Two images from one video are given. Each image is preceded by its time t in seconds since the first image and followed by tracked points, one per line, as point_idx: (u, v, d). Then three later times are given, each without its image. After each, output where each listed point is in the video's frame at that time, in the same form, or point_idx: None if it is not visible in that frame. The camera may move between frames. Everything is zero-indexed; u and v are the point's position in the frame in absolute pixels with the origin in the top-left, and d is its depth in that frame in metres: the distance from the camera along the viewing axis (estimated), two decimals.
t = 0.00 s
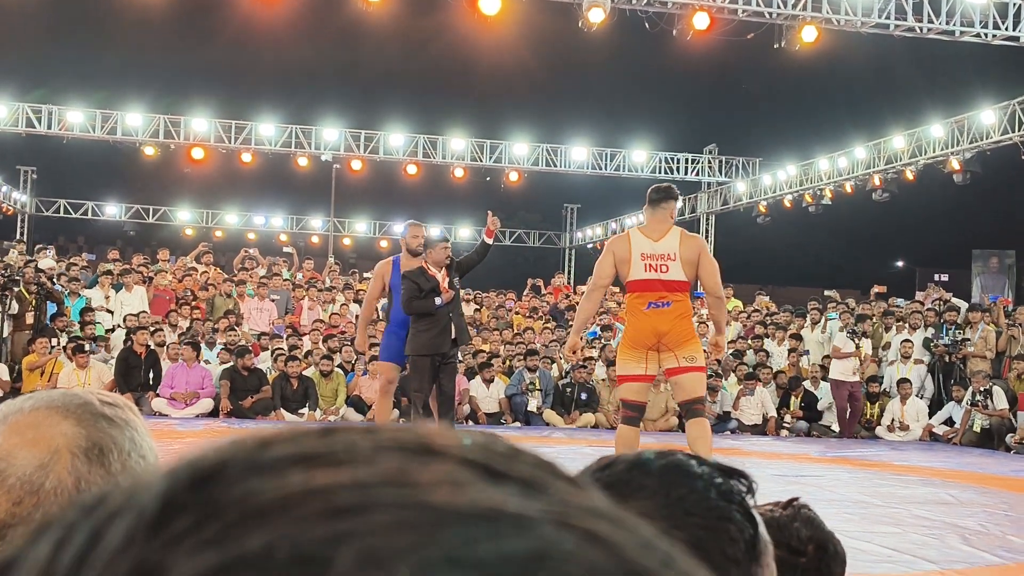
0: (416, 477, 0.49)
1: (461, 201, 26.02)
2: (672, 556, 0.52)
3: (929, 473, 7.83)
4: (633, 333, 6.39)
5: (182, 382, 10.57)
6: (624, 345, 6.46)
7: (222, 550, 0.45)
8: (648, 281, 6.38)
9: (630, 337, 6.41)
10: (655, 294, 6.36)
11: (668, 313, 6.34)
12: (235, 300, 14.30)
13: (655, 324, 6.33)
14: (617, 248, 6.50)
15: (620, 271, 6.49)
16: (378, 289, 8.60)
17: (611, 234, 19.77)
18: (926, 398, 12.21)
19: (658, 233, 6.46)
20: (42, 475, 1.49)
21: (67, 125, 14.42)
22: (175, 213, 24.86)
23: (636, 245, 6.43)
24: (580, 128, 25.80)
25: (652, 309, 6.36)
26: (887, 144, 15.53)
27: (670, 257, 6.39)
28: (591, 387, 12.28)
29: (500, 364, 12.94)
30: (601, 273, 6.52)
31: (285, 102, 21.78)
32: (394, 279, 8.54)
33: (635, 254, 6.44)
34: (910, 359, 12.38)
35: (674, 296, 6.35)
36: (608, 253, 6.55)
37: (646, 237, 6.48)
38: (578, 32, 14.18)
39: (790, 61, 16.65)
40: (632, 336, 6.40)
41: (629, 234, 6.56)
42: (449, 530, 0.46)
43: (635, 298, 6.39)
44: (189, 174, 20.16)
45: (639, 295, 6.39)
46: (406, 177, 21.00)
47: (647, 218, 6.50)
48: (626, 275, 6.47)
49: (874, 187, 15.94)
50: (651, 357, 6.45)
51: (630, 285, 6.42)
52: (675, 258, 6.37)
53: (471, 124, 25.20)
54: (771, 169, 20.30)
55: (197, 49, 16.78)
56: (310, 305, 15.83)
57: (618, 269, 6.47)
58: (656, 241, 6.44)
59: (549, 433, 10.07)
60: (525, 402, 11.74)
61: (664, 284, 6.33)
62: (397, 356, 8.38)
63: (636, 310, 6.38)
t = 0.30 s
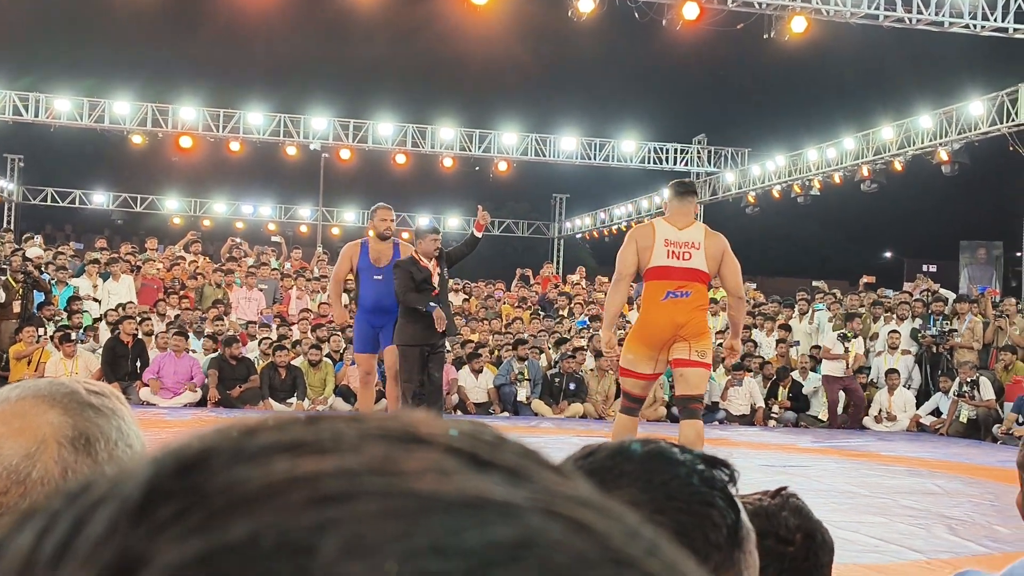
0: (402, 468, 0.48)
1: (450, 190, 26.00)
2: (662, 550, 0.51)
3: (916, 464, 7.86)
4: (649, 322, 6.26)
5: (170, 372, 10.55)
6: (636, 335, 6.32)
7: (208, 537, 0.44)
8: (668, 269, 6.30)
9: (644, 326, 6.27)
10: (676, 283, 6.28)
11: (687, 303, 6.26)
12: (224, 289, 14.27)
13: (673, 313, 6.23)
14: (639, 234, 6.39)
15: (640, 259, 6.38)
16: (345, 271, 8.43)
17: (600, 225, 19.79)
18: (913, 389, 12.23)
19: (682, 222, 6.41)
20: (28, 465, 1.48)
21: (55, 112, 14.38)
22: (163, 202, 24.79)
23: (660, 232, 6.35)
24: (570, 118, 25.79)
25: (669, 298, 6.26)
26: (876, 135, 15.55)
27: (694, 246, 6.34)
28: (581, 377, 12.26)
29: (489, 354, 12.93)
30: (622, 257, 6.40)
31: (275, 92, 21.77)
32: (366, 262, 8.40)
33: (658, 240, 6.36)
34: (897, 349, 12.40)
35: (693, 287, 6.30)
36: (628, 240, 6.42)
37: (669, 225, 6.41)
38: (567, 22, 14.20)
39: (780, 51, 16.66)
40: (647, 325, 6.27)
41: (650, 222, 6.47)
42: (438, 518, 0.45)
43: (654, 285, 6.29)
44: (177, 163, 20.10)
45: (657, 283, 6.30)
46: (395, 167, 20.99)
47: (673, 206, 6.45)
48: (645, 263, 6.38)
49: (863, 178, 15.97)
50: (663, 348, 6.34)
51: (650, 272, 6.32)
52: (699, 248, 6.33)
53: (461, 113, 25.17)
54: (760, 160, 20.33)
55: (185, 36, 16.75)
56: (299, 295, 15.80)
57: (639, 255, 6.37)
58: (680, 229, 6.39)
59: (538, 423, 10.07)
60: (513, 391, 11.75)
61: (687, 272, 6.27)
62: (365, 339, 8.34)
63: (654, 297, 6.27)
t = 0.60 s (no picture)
0: (379, 449, 0.47)
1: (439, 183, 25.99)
2: (642, 539, 0.51)
3: (904, 457, 7.88)
4: (651, 313, 6.15)
5: (157, 366, 10.52)
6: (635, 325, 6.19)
7: (184, 522, 0.44)
8: (673, 261, 6.20)
9: (646, 318, 6.16)
10: (681, 276, 6.20)
11: (691, 297, 6.21)
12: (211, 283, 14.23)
13: (676, 307, 6.17)
14: (642, 223, 6.23)
15: (642, 248, 6.23)
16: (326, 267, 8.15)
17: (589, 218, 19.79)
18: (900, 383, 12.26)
19: (684, 213, 6.31)
20: (11, 459, 1.46)
21: (42, 106, 14.31)
22: (150, 196, 24.73)
23: (666, 223, 6.23)
24: (558, 112, 25.76)
25: (675, 291, 6.18)
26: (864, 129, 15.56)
27: (699, 239, 6.28)
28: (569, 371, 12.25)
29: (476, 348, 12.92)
30: (625, 248, 6.22)
31: (262, 85, 21.69)
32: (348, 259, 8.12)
33: (663, 231, 6.23)
34: (884, 343, 12.42)
35: (695, 281, 6.24)
36: (630, 228, 6.25)
37: (671, 215, 6.29)
38: (555, 15, 14.18)
39: (768, 45, 16.66)
40: (649, 316, 6.16)
41: (651, 210, 6.32)
42: (411, 498, 0.44)
43: (660, 278, 6.17)
44: (164, 155, 20.06)
45: (663, 275, 6.19)
46: (384, 160, 20.95)
47: (674, 196, 6.34)
48: (647, 253, 6.24)
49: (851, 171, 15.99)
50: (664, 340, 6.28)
51: (656, 263, 6.20)
52: (703, 241, 6.28)
53: (450, 107, 25.13)
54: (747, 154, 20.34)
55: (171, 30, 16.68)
56: (285, 288, 15.76)
57: (643, 246, 6.22)
58: (683, 220, 6.29)
59: (525, 416, 10.07)
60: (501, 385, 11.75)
61: (693, 267, 6.20)
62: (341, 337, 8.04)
63: (659, 290, 6.16)
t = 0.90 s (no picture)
0: (377, 434, 0.48)
1: (441, 183, 26.01)
2: (638, 529, 0.51)
3: (906, 457, 7.89)
4: (662, 312, 6.14)
5: (159, 366, 10.53)
6: (645, 325, 6.15)
7: (182, 500, 0.44)
8: (678, 258, 6.20)
9: (657, 317, 6.13)
10: (687, 273, 6.21)
11: (695, 294, 6.24)
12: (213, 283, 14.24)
13: (685, 303, 6.18)
14: (643, 222, 6.19)
15: (645, 247, 6.18)
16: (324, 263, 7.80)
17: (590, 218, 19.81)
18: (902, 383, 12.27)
19: (682, 209, 6.32)
20: (10, 455, 1.46)
21: (44, 106, 14.33)
22: (153, 196, 24.75)
23: (667, 219, 6.20)
24: (560, 113, 25.77)
25: (682, 288, 6.19)
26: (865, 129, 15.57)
27: (699, 234, 6.29)
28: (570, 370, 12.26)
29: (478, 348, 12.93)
30: (626, 248, 6.17)
31: (264, 85, 21.72)
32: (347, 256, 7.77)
33: (665, 228, 6.20)
34: (886, 343, 12.43)
35: (698, 275, 6.28)
36: (630, 227, 6.18)
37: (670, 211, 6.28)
38: (557, 15, 14.19)
39: (770, 45, 16.67)
40: (660, 314, 6.13)
41: (648, 207, 6.28)
42: (409, 477, 0.45)
43: (667, 276, 6.15)
44: (166, 156, 20.13)
45: (669, 273, 6.17)
46: (386, 160, 20.98)
47: (669, 192, 6.33)
48: (649, 251, 6.20)
49: (852, 172, 15.99)
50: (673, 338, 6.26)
51: (661, 261, 6.18)
52: (703, 237, 6.30)
53: (452, 107, 25.14)
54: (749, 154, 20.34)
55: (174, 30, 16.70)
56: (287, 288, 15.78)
57: (646, 245, 6.18)
58: (682, 216, 6.29)
59: (525, 416, 10.03)
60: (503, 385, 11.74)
61: (698, 263, 6.22)
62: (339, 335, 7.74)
63: (669, 287, 6.15)
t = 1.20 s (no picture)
0: (403, 435, 0.48)
1: (443, 185, 26.03)
2: (664, 534, 0.51)
3: (909, 457, 7.89)
4: (663, 316, 6.14)
5: (161, 368, 10.52)
6: (645, 330, 6.15)
7: (209, 507, 0.43)
8: (679, 261, 6.18)
9: (659, 321, 6.14)
10: (688, 276, 6.20)
11: (696, 297, 6.24)
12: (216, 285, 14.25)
13: (687, 306, 6.18)
14: (644, 227, 6.13)
15: (646, 251, 6.15)
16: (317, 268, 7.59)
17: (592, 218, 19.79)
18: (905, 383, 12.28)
19: (679, 210, 6.28)
20: (15, 460, 1.45)
21: (46, 109, 14.36)
22: (155, 197, 24.82)
23: (667, 223, 6.17)
24: (561, 113, 25.79)
25: (684, 292, 6.19)
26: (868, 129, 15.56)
27: (698, 236, 6.27)
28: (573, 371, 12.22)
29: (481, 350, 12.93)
30: (628, 253, 6.12)
31: (265, 87, 21.78)
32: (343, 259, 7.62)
33: (666, 232, 6.17)
34: (889, 344, 12.44)
35: (699, 277, 6.27)
36: (630, 232, 6.12)
37: (669, 213, 6.23)
38: (558, 16, 14.22)
39: (772, 46, 16.67)
40: (661, 318, 6.13)
41: (647, 210, 6.22)
42: (438, 481, 0.45)
43: (670, 281, 6.15)
44: (167, 158, 20.12)
45: (671, 278, 6.16)
46: (388, 161, 21.00)
47: (667, 194, 6.28)
48: (650, 255, 6.17)
49: (853, 172, 15.96)
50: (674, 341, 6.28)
51: (663, 265, 6.15)
52: (703, 238, 6.28)
53: (453, 109, 25.18)
54: (751, 154, 20.36)
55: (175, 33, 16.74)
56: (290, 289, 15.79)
57: (647, 250, 6.14)
58: (681, 219, 6.25)
59: (527, 417, 10.01)
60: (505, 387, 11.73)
61: (699, 266, 6.20)
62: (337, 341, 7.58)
63: (671, 291, 6.15)
